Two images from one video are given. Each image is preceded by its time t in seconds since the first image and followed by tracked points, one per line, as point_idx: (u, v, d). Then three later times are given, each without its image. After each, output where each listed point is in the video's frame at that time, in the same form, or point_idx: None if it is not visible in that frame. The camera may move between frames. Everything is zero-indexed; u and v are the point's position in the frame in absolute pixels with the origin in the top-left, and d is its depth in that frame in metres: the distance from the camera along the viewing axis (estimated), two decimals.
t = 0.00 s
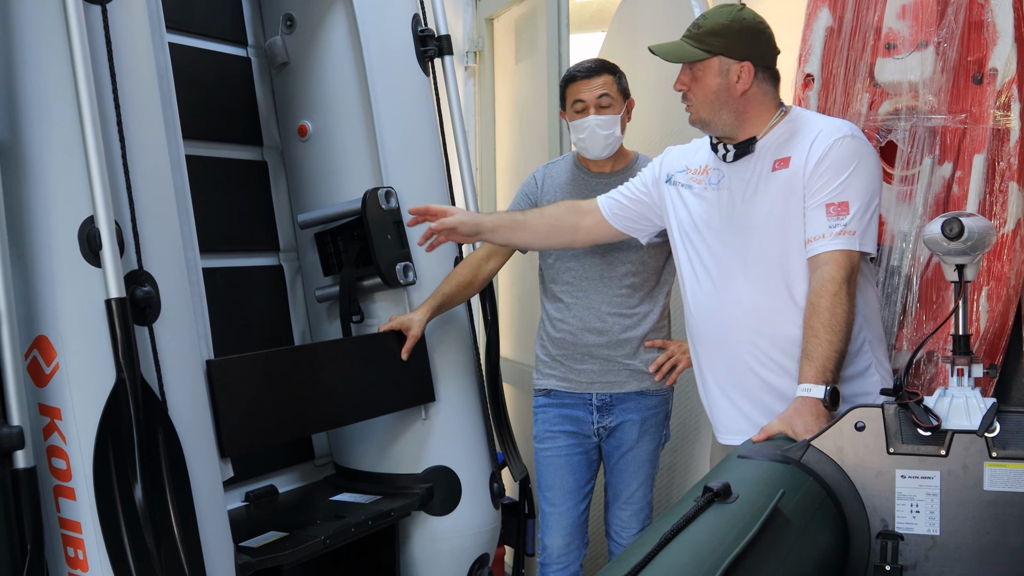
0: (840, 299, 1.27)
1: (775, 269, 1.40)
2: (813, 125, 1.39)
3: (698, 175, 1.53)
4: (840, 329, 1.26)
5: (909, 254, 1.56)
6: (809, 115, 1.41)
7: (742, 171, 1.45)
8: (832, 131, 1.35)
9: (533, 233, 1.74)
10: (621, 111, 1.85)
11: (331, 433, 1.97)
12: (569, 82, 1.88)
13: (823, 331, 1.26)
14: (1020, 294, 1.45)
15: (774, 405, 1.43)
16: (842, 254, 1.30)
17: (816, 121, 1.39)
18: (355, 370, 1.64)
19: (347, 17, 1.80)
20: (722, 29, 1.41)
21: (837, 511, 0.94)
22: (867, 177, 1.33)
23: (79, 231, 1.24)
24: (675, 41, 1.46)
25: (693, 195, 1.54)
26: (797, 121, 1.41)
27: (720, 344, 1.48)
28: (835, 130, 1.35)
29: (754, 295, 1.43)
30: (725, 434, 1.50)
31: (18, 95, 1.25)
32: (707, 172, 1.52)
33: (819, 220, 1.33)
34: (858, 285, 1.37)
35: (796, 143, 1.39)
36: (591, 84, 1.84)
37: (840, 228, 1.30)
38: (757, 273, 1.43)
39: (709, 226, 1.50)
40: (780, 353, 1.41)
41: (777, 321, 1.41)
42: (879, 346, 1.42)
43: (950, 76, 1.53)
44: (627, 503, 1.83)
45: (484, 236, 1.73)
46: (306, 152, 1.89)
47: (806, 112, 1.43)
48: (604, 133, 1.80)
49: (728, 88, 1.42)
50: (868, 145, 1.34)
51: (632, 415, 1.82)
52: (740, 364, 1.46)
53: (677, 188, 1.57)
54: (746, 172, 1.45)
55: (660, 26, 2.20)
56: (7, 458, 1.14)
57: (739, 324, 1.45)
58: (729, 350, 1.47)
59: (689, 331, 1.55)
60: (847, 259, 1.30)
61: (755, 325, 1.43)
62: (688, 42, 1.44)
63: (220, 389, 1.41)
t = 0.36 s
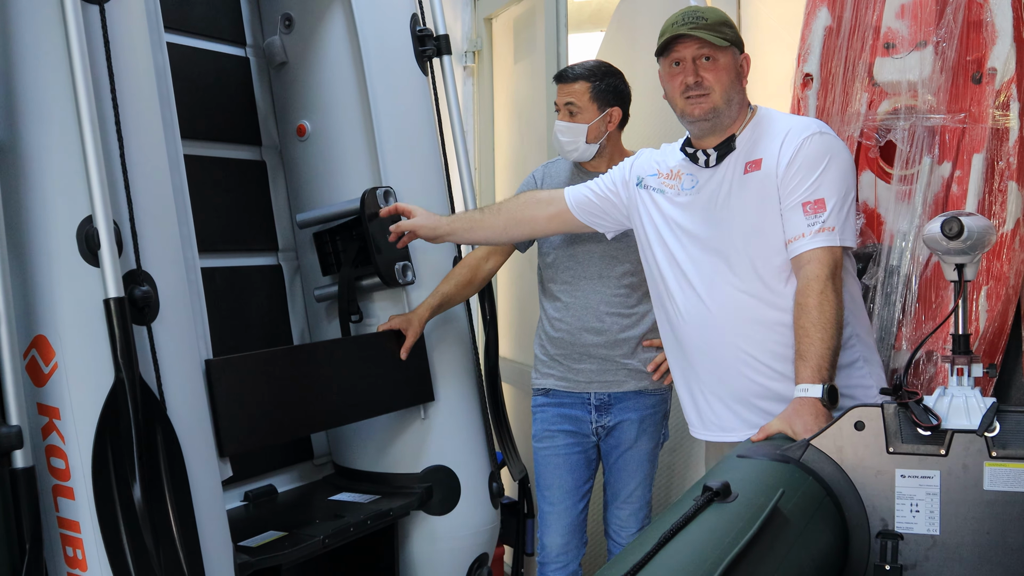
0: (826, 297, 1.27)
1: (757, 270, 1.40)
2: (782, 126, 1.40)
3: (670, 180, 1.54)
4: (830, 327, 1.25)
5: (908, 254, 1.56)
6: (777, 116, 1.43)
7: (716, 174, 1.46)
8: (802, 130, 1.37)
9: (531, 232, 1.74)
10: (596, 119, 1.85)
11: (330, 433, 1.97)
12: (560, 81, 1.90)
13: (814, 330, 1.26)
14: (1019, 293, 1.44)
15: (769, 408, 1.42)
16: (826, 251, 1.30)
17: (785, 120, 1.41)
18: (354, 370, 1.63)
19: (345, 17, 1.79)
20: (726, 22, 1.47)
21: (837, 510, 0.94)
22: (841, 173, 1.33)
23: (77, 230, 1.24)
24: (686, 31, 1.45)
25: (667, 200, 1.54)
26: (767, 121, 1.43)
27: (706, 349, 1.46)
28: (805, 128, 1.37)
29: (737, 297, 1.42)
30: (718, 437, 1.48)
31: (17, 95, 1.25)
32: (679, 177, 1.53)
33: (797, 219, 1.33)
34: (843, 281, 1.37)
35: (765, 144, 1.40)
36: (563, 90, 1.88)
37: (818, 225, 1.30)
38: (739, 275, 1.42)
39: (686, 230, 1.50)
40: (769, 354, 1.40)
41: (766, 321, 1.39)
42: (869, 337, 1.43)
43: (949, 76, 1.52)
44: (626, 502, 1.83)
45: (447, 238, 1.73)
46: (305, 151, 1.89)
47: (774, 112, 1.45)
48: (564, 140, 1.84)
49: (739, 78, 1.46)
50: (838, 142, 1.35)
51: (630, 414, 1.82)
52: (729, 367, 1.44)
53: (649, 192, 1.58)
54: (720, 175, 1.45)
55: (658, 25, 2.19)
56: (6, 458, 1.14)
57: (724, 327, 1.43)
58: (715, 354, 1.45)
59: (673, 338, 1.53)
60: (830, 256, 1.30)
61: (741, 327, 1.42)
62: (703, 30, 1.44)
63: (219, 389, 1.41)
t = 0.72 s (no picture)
0: (823, 297, 1.27)
1: (752, 271, 1.39)
2: (776, 125, 1.40)
3: (663, 180, 1.54)
4: (828, 327, 1.25)
5: (906, 254, 1.56)
6: (771, 116, 1.43)
7: (709, 174, 1.46)
8: (797, 129, 1.37)
9: (529, 231, 1.74)
10: (593, 118, 1.85)
11: (328, 433, 1.97)
12: (558, 81, 1.90)
13: (811, 331, 1.26)
14: (1018, 293, 1.44)
15: (766, 409, 1.42)
16: (821, 251, 1.30)
17: (779, 120, 1.41)
18: (351, 370, 1.63)
19: (343, 16, 1.79)
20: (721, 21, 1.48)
21: (834, 511, 0.94)
22: (836, 173, 1.33)
23: (74, 230, 1.23)
24: (683, 29, 1.45)
25: (659, 201, 1.53)
26: (760, 121, 1.43)
27: (702, 349, 1.46)
28: (799, 128, 1.36)
29: (732, 297, 1.42)
30: (715, 439, 1.48)
31: (13, 94, 1.24)
32: (672, 177, 1.52)
33: (793, 219, 1.33)
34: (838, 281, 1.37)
35: (760, 145, 1.40)
36: (559, 89, 1.88)
37: (815, 225, 1.30)
38: (734, 275, 1.41)
39: (680, 231, 1.49)
40: (765, 354, 1.40)
41: (762, 322, 1.39)
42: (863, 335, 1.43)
43: (947, 76, 1.52)
44: (623, 502, 1.83)
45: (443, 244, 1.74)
46: (303, 151, 1.89)
47: (767, 112, 1.45)
48: (562, 140, 1.84)
49: (735, 76, 1.47)
50: (833, 141, 1.35)
51: (628, 414, 1.82)
52: (725, 368, 1.44)
53: (642, 193, 1.57)
54: (714, 175, 1.45)
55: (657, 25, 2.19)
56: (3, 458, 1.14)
57: (719, 328, 1.43)
58: (711, 355, 1.45)
59: (666, 340, 1.53)
60: (825, 256, 1.30)
61: (737, 328, 1.41)
62: (700, 28, 1.44)
63: (217, 388, 1.41)
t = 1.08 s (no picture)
0: (822, 297, 1.27)
1: (751, 270, 1.39)
2: (776, 125, 1.40)
3: (662, 180, 1.54)
4: (826, 327, 1.25)
5: (903, 254, 1.56)
6: (770, 115, 1.43)
7: (708, 175, 1.46)
8: (797, 128, 1.37)
9: (527, 230, 1.73)
10: (591, 116, 1.85)
11: (325, 433, 1.97)
12: (556, 80, 1.91)
13: (809, 331, 1.26)
14: (1015, 293, 1.44)
15: (764, 409, 1.42)
16: (821, 250, 1.30)
17: (779, 119, 1.41)
18: (349, 371, 1.63)
19: (340, 16, 1.79)
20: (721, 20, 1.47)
21: (831, 510, 0.94)
22: (835, 173, 1.33)
23: (71, 230, 1.23)
24: (683, 30, 1.45)
25: (659, 201, 1.53)
26: (759, 121, 1.43)
27: (701, 349, 1.45)
28: (799, 127, 1.36)
29: (731, 297, 1.42)
30: (713, 439, 1.48)
31: (9, 93, 1.24)
32: (671, 177, 1.52)
33: (792, 219, 1.33)
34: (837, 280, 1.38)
35: (759, 144, 1.40)
36: (558, 89, 1.89)
37: (814, 225, 1.30)
38: (732, 275, 1.41)
39: (679, 230, 1.49)
40: (765, 352, 1.40)
41: (762, 321, 1.39)
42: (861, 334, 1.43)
43: (944, 76, 1.52)
44: (621, 502, 1.82)
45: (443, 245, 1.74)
46: (300, 151, 1.88)
47: (767, 112, 1.45)
48: (561, 138, 1.83)
49: (735, 75, 1.47)
50: (833, 141, 1.35)
51: (625, 414, 1.82)
52: (724, 368, 1.44)
53: (641, 193, 1.57)
54: (713, 175, 1.45)
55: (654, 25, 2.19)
56: None
57: (718, 328, 1.43)
58: (710, 355, 1.45)
59: (665, 340, 1.52)
60: (825, 256, 1.30)
61: (737, 327, 1.41)
62: (700, 29, 1.44)
63: (214, 388, 1.41)
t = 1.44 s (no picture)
0: (819, 297, 1.27)
1: (749, 270, 1.39)
2: (774, 125, 1.40)
3: (661, 180, 1.54)
4: (824, 327, 1.26)
5: (899, 254, 1.56)
6: (769, 116, 1.43)
7: (707, 175, 1.46)
8: (795, 128, 1.37)
9: (527, 230, 1.74)
10: (596, 114, 1.85)
11: (323, 433, 1.97)
12: (561, 78, 1.91)
13: (806, 330, 1.26)
14: (1011, 293, 1.45)
15: (761, 409, 1.42)
16: (818, 250, 1.30)
17: (778, 119, 1.41)
18: (347, 371, 1.63)
19: (338, 16, 1.79)
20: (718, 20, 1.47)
21: (828, 510, 0.94)
22: (833, 173, 1.34)
23: (68, 230, 1.23)
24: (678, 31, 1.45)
25: (658, 201, 1.54)
26: (758, 122, 1.43)
27: (699, 349, 1.46)
28: (798, 127, 1.36)
29: (728, 298, 1.42)
30: (710, 439, 1.48)
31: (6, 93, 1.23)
32: (670, 177, 1.52)
33: (790, 219, 1.33)
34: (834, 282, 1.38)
35: (757, 144, 1.40)
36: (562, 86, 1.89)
37: (812, 225, 1.30)
38: (731, 275, 1.41)
39: (678, 230, 1.49)
40: (763, 352, 1.40)
41: (760, 321, 1.39)
42: (857, 334, 1.43)
43: (941, 75, 1.52)
44: (618, 502, 1.83)
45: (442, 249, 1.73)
46: (297, 151, 1.88)
47: (766, 113, 1.45)
48: (566, 135, 1.85)
49: (731, 76, 1.47)
50: (831, 141, 1.35)
51: (622, 414, 1.82)
52: (721, 368, 1.44)
53: (640, 193, 1.57)
54: (712, 175, 1.45)
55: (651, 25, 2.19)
56: None
57: (715, 328, 1.43)
58: (708, 355, 1.45)
59: (663, 340, 1.53)
60: (823, 256, 1.30)
61: (734, 327, 1.41)
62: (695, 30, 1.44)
63: (212, 388, 1.40)
